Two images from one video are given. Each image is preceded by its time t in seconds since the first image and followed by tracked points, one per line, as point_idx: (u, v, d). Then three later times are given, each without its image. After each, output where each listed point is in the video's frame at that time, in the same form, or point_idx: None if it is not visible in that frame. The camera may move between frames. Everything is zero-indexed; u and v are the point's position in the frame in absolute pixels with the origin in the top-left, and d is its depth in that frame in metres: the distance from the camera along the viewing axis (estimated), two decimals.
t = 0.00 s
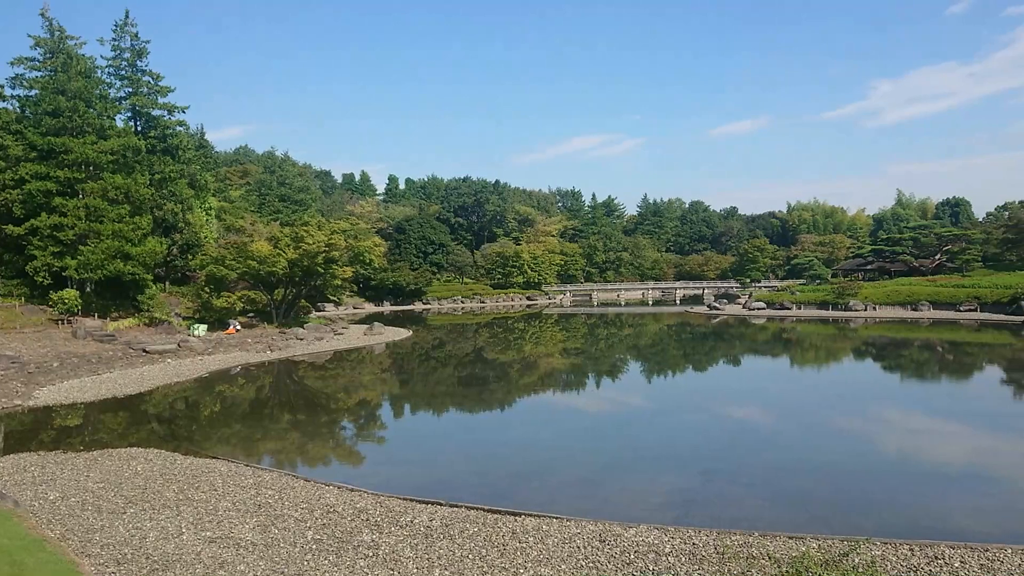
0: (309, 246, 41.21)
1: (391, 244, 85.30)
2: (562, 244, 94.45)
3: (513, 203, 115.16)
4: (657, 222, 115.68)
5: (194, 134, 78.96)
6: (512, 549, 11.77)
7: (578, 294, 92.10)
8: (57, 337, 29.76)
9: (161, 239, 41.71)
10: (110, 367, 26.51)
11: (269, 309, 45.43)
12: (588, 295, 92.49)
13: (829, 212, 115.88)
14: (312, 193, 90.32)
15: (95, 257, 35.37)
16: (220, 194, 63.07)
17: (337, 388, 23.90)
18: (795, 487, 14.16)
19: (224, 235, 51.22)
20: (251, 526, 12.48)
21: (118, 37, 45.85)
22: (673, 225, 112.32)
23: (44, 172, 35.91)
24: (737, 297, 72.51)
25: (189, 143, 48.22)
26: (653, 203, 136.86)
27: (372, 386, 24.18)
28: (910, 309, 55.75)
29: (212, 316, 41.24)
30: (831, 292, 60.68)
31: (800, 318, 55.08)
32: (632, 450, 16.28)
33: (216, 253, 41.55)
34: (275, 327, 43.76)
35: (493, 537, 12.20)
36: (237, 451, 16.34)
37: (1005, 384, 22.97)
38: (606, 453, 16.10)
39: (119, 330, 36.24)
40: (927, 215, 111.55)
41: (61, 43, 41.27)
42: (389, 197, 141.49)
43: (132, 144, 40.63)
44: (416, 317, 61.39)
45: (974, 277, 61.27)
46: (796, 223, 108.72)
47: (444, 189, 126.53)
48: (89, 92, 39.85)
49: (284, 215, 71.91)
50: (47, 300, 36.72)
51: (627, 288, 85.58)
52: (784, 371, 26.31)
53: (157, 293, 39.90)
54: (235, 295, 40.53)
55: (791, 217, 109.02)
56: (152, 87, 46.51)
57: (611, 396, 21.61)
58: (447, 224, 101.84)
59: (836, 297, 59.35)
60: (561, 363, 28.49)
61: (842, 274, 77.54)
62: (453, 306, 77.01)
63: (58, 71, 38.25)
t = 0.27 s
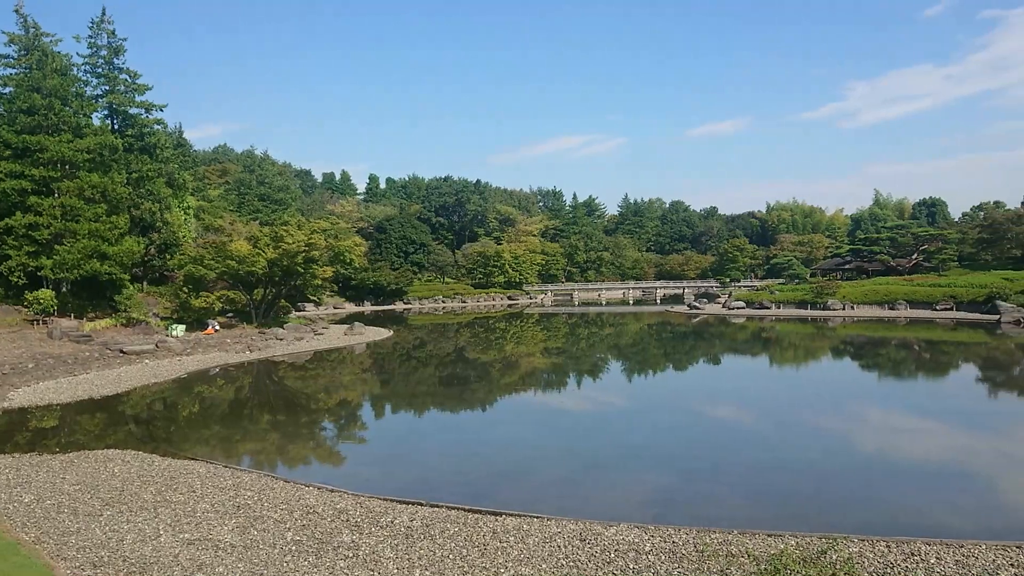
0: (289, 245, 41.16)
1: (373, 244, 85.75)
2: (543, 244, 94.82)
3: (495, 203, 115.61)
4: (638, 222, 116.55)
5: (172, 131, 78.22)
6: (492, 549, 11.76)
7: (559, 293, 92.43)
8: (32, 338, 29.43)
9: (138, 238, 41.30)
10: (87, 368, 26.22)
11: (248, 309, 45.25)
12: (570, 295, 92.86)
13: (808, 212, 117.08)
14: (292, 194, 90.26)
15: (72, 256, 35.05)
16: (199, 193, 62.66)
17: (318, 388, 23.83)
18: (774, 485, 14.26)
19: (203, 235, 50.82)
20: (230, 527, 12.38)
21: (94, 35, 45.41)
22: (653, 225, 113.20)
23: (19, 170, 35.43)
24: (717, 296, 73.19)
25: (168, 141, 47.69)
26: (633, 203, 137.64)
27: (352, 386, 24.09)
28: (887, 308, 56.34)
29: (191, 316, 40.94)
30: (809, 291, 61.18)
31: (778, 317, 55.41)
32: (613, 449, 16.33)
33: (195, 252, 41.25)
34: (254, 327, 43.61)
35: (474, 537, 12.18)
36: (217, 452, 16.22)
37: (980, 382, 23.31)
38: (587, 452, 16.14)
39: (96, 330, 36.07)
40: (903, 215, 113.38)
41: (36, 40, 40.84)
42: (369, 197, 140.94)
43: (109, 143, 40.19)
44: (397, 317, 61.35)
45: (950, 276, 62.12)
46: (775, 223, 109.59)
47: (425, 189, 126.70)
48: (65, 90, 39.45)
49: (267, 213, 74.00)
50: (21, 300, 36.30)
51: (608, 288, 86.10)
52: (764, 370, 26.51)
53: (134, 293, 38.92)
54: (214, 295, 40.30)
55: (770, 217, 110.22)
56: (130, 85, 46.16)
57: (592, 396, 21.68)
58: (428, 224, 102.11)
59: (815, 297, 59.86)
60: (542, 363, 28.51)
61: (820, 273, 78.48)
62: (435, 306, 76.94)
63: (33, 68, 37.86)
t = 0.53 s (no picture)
0: (271, 245, 41.01)
1: (355, 244, 85.94)
2: (527, 244, 95.10)
3: (478, 203, 115.94)
4: (621, 222, 117.23)
5: (152, 130, 77.66)
6: (475, 549, 11.73)
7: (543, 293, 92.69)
8: (9, 339, 29.12)
9: (118, 238, 40.88)
10: (65, 369, 25.96)
11: (230, 309, 45.02)
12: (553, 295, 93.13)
13: (789, 212, 118.15)
14: (274, 194, 90.21)
15: (50, 256, 34.75)
16: (180, 192, 62.29)
17: (300, 388, 23.73)
18: (755, 484, 14.32)
19: (184, 234, 50.44)
20: (211, 529, 12.27)
21: (72, 32, 45.03)
22: (636, 225, 113.90)
23: None
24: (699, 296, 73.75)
25: (148, 140, 47.52)
26: (615, 203, 138.34)
27: (335, 387, 24.03)
28: (867, 307, 56.87)
29: (171, 317, 40.67)
30: (790, 291, 61.67)
31: (759, 316, 55.77)
32: (595, 449, 16.35)
33: (175, 252, 40.99)
34: (236, 327, 43.42)
35: (457, 537, 12.15)
36: (198, 453, 16.10)
37: (958, 380, 23.62)
38: (569, 452, 16.14)
39: (75, 331, 35.95)
40: (881, 215, 114.79)
41: (13, 37, 40.52)
42: (352, 197, 140.57)
43: (88, 141, 39.84)
44: (379, 316, 61.29)
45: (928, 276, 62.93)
46: (756, 222, 110.41)
47: (409, 189, 126.76)
48: (43, 88, 39.20)
49: (247, 213, 74.41)
50: None
51: (592, 288, 86.53)
52: (746, 369, 26.67)
53: (113, 293, 39.11)
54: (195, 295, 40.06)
55: (751, 217, 111.16)
56: (109, 83, 45.83)
57: (574, 395, 21.72)
58: (411, 224, 102.23)
59: (795, 296, 60.30)
60: (525, 363, 28.56)
61: (801, 273, 79.28)
62: (418, 306, 76.80)
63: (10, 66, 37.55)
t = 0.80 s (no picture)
0: (254, 244, 40.98)
1: (339, 243, 85.78)
2: (511, 244, 95.24)
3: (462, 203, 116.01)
4: (605, 222, 117.73)
5: (134, 129, 77.03)
6: (459, 549, 11.71)
7: (527, 293, 92.83)
8: None
9: (99, 237, 40.41)
10: (45, 370, 25.69)
11: (212, 309, 44.78)
12: (538, 294, 93.29)
13: (772, 212, 119.06)
14: (257, 194, 89.86)
15: (29, 256, 34.29)
16: (162, 191, 61.85)
17: (283, 388, 23.64)
18: (738, 482, 14.39)
19: (166, 233, 50.11)
20: (193, 531, 12.18)
21: (52, 29, 44.57)
22: (620, 225, 114.41)
23: None
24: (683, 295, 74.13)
25: (129, 139, 47.34)
26: (599, 203, 138.88)
27: (319, 387, 23.96)
28: (848, 306, 57.33)
29: (152, 317, 40.36)
30: (773, 290, 62.06)
31: (742, 315, 56.08)
32: (580, 448, 16.38)
33: (157, 252, 40.69)
34: (219, 327, 43.21)
35: (441, 537, 12.12)
36: (180, 454, 16.00)
37: (939, 378, 23.88)
38: (553, 452, 16.15)
39: (55, 331, 35.68)
40: (862, 215, 115.93)
41: None
42: (335, 196, 140.30)
43: (69, 140, 39.47)
44: (363, 316, 61.20)
45: (909, 275, 63.59)
46: (739, 222, 111.13)
47: (393, 188, 126.65)
48: (22, 87, 38.97)
49: (230, 213, 74.37)
50: None
51: (576, 287, 86.84)
52: (729, 368, 26.81)
53: (94, 293, 38.72)
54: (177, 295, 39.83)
55: (735, 216, 111.91)
56: (89, 81, 45.41)
57: (558, 395, 21.76)
58: (395, 223, 102.14)
59: (778, 295, 60.67)
60: (509, 362, 28.57)
61: (784, 273, 79.90)
62: (402, 306, 76.62)
63: None
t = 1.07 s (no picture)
0: (239, 244, 40.96)
1: (325, 243, 85.71)
2: (498, 244, 95.34)
3: (449, 203, 116.09)
4: (591, 222, 118.14)
5: (118, 128, 76.54)
6: (444, 550, 11.68)
7: (514, 292, 92.96)
8: None
9: (82, 237, 39.91)
10: (27, 370, 25.46)
11: (197, 309, 44.57)
12: (524, 294, 93.42)
13: (757, 212, 119.82)
14: (242, 194, 89.63)
15: (11, 256, 33.77)
16: (146, 190, 61.47)
17: (269, 388, 23.57)
18: (723, 482, 14.44)
19: (150, 232, 49.80)
20: (176, 532, 12.09)
21: (34, 27, 44.23)
22: (606, 225, 114.82)
23: None
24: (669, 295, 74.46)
25: (112, 137, 47.21)
26: (585, 203, 139.29)
27: (304, 387, 23.89)
28: (833, 306, 57.73)
29: (136, 317, 40.08)
30: (758, 291, 62.39)
31: (728, 315, 56.31)
32: (565, 447, 16.41)
33: (141, 251, 40.42)
34: (203, 327, 43.02)
35: (427, 537, 12.09)
36: (165, 455, 15.90)
37: (922, 378, 24.08)
38: (539, 451, 16.17)
39: (37, 331, 35.50)
40: (846, 215, 116.82)
41: None
42: (321, 196, 140.17)
43: (51, 139, 39.19)
44: (349, 316, 61.11)
45: (893, 275, 64.10)
46: (725, 222, 111.72)
47: (379, 188, 126.57)
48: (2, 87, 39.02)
49: (214, 213, 74.13)
50: None
51: (563, 287, 87.12)
52: (715, 368, 26.91)
53: (77, 293, 38.07)
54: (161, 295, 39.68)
55: (720, 217, 112.55)
56: (72, 80, 45.08)
57: (544, 394, 21.81)
58: (381, 223, 102.08)
59: (763, 295, 60.98)
60: (495, 362, 28.58)
61: (769, 273, 80.39)
62: (388, 305, 76.52)
63: None
